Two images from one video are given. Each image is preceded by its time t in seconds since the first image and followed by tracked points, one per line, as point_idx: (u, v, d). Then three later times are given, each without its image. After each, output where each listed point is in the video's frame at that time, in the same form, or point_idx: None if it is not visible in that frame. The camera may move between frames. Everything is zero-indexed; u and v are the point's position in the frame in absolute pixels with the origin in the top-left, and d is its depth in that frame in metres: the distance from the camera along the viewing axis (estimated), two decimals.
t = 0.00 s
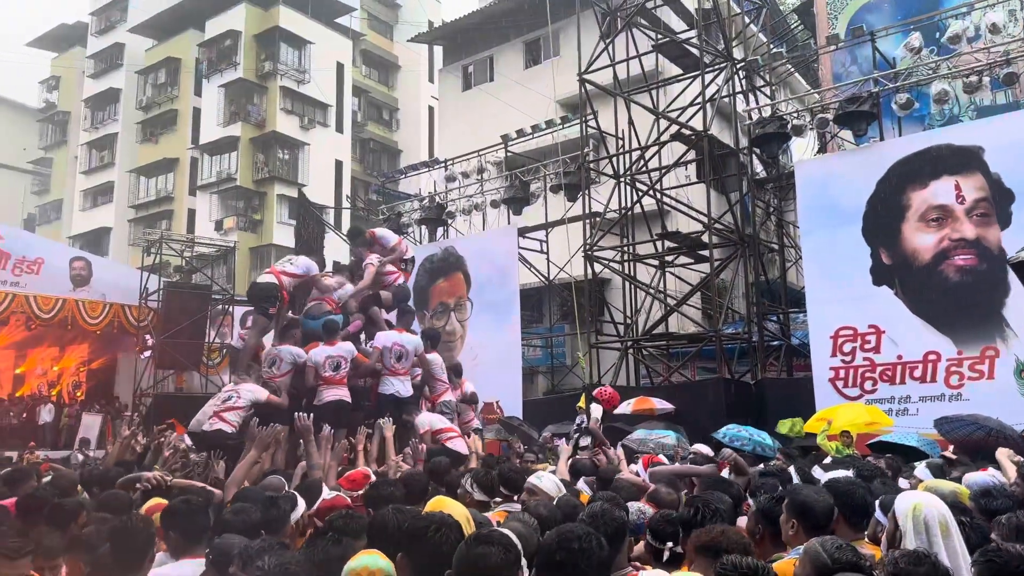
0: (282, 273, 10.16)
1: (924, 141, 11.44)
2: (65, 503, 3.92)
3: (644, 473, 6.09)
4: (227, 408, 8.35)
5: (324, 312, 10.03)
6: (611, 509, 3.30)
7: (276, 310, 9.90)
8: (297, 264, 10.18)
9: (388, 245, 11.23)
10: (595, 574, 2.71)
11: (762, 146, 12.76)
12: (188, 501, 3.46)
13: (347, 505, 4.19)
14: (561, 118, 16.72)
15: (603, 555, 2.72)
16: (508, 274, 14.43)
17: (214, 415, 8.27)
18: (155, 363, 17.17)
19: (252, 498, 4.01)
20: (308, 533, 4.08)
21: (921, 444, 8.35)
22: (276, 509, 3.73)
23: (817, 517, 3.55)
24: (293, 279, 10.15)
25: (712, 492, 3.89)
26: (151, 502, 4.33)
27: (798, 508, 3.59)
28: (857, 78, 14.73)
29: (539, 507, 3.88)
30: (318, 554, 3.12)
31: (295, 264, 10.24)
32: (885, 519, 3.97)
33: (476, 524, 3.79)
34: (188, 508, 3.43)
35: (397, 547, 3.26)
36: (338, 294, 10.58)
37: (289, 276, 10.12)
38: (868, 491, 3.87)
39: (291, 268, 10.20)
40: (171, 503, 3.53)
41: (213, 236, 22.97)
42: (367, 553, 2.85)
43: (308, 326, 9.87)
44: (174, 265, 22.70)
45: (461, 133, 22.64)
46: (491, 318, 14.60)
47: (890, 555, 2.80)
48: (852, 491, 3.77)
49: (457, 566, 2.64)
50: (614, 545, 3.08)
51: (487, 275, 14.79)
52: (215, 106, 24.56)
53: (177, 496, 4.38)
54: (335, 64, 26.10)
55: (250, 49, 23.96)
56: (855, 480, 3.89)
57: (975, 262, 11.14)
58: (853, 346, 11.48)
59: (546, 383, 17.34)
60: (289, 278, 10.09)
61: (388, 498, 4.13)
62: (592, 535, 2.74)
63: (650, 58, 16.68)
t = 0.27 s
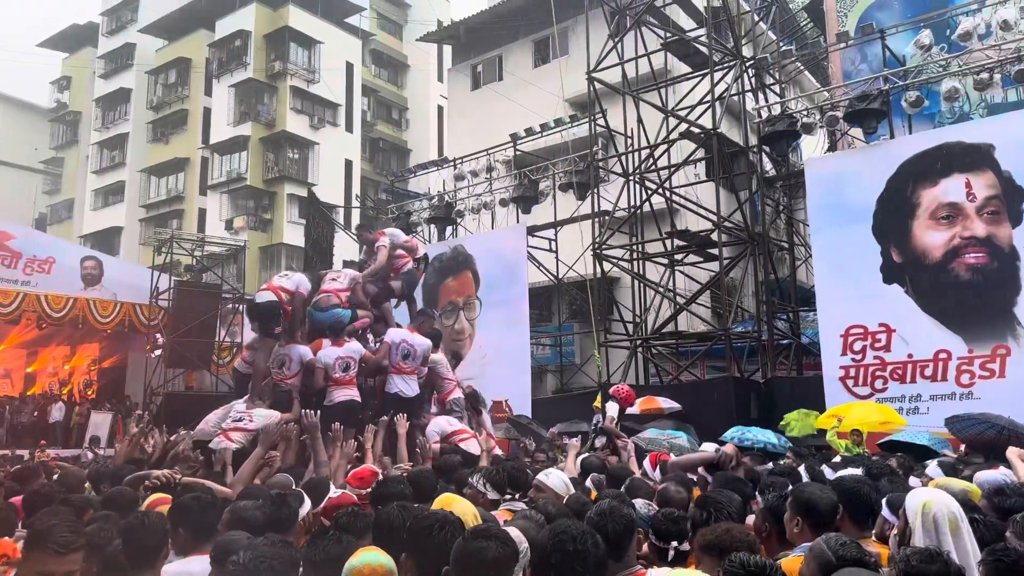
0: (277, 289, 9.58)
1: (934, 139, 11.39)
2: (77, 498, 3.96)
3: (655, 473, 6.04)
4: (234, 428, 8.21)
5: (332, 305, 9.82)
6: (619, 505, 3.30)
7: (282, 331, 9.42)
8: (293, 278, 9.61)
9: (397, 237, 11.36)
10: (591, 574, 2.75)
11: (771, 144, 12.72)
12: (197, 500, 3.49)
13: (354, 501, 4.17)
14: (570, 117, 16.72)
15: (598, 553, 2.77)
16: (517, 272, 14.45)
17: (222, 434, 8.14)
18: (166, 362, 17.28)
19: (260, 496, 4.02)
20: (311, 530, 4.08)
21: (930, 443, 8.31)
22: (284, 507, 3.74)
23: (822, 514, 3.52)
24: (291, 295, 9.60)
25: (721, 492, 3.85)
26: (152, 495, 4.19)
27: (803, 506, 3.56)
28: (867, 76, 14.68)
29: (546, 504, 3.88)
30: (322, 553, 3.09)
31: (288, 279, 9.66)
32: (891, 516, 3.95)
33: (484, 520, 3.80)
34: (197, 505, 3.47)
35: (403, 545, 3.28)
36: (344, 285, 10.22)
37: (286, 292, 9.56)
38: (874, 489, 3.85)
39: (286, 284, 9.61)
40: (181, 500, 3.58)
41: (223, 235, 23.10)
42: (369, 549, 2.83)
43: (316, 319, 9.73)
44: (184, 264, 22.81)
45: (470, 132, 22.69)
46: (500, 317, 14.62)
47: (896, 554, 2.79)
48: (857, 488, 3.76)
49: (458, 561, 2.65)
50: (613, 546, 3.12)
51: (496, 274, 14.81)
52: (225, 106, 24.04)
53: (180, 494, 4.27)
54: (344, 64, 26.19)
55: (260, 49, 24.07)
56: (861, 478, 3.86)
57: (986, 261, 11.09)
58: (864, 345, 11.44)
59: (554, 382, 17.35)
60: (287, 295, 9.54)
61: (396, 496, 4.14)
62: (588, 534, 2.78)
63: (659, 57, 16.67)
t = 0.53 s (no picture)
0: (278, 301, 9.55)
1: (945, 138, 11.31)
2: (87, 496, 3.98)
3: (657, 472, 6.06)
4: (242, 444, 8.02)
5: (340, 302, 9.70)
6: (629, 504, 3.28)
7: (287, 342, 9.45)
8: (292, 288, 9.52)
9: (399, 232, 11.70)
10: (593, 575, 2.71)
11: (780, 144, 12.66)
12: (211, 498, 3.56)
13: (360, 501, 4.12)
14: (578, 117, 16.70)
15: (598, 554, 2.73)
16: (525, 273, 14.43)
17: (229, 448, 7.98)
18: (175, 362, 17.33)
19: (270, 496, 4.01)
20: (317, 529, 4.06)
21: (942, 442, 8.23)
22: (294, 507, 3.72)
23: (829, 513, 3.47)
24: (292, 305, 9.54)
25: (731, 494, 3.79)
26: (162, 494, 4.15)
27: (809, 505, 3.51)
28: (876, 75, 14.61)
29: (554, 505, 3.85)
30: (330, 551, 3.06)
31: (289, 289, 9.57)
32: (900, 517, 3.91)
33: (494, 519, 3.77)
34: (210, 503, 3.49)
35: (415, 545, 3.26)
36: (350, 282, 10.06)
37: (287, 303, 9.51)
38: (883, 489, 3.81)
39: (287, 294, 9.55)
40: (192, 498, 3.58)
41: (232, 236, 23.19)
42: (377, 549, 2.83)
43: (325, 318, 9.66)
44: (194, 265, 22.90)
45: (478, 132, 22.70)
46: (508, 317, 14.60)
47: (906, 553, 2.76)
48: (864, 488, 3.73)
49: (465, 561, 2.63)
50: (621, 545, 3.11)
51: (504, 274, 14.79)
52: (233, 106, 24.23)
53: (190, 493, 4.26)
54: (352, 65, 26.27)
55: (268, 51, 24.17)
56: (868, 477, 3.83)
57: (998, 261, 11.02)
58: (874, 345, 11.35)
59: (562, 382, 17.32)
60: (288, 305, 9.49)
61: (404, 496, 4.12)
62: (588, 534, 2.74)
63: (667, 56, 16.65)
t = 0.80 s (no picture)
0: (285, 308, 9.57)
1: (955, 139, 11.24)
2: (97, 498, 3.99)
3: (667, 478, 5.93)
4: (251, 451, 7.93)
5: (351, 308, 9.74)
6: (641, 508, 3.26)
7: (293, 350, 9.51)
8: (300, 297, 9.52)
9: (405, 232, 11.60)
10: None
11: (788, 145, 12.60)
12: (226, 501, 3.60)
13: (369, 505, 4.06)
14: (585, 119, 16.67)
15: (618, 564, 2.70)
16: (533, 275, 14.41)
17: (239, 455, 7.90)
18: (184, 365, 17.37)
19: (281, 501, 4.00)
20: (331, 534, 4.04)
21: (953, 445, 8.16)
22: (305, 511, 3.71)
23: (844, 517, 3.42)
24: (298, 314, 9.57)
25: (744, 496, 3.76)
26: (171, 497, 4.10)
27: (824, 510, 3.46)
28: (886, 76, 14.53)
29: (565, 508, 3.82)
30: (344, 555, 3.04)
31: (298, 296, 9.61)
32: (914, 520, 3.86)
33: (506, 523, 3.73)
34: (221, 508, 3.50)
35: (428, 550, 3.25)
36: (360, 286, 10.22)
37: (293, 311, 9.53)
38: (896, 493, 3.77)
39: (294, 302, 9.57)
40: (204, 501, 3.59)
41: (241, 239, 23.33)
42: (389, 553, 2.81)
43: (337, 322, 9.67)
44: (202, 268, 22.99)
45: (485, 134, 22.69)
46: (516, 319, 14.57)
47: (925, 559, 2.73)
48: (878, 492, 3.69)
49: (483, 567, 2.60)
50: (637, 550, 3.12)
51: (512, 276, 14.77)
52: (241, 110, 24.32)
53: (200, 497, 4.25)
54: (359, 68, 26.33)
55: (275, 54, 24.26)
56: (881, 482, 3.79)
57: (1008, 262, 10.94)
58: (884, 347, 11.29)
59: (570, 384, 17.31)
60: (293, 313, 9.52)
61: (413, 499, 4.10)
62: (609, 542, 2.73)
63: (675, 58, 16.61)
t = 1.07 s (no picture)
0: (287, 326, 9.32)
1: (962, 140, 11.20)
2: (108, 502, 3.99)
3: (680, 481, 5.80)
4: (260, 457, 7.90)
5: (360, 311, 10.09)
6: (655, 510, 3.25)
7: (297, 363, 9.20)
8: (303, 313, 9.32)
9: (410, 239, 11.69)
10: None
11: (795, 147, 12.58)
12: (237, 505, 3.60)
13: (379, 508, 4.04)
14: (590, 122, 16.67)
15: (642, 568, 2.70)
16: (539, 278, 14.39)
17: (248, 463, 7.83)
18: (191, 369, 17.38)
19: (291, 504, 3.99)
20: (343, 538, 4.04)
21: (964, 447, 8.11)
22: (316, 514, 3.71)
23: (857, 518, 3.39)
24: (301, 330, 9.35)
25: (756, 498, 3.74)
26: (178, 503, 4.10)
27: (836, 512, 3.45)
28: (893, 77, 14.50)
29: (577, 510, 3.81)
30: (356, 558, 3.03)
31: (300, 312, 9.37)
32: (925, 523, 3.84)
33: (518, 527, 3.71)
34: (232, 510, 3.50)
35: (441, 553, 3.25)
36: (370, 291, 10.65)
37: (295, 327, 9.31)
38: (908, 496, 3.75)
39: (295, 319, 9.33)
40: (216, 505, 3.59)
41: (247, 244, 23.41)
42: (402, 555, 2.80)
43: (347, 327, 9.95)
44: (209, 272, 23.05)
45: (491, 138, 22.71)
46: (523, 322, 14.55)
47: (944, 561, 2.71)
48: (890, 495, 3.67)
49: (500, 569, 2.60)
50: (652, 551, 3.11)
51: (518, 280, 14.75)
52: (247, 116, 24.44)
53: (210, 503, 4.26)
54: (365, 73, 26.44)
55: (282, 60, 24.39)
56: (893, 484, 3.77)
57: (1017, 263, 10.90)
58: (892, 349, 11.24)
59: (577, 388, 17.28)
60: (296, 329, 9.29)
61: (423, 502, 4.09)
62: (630, 546, 2.72)
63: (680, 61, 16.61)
